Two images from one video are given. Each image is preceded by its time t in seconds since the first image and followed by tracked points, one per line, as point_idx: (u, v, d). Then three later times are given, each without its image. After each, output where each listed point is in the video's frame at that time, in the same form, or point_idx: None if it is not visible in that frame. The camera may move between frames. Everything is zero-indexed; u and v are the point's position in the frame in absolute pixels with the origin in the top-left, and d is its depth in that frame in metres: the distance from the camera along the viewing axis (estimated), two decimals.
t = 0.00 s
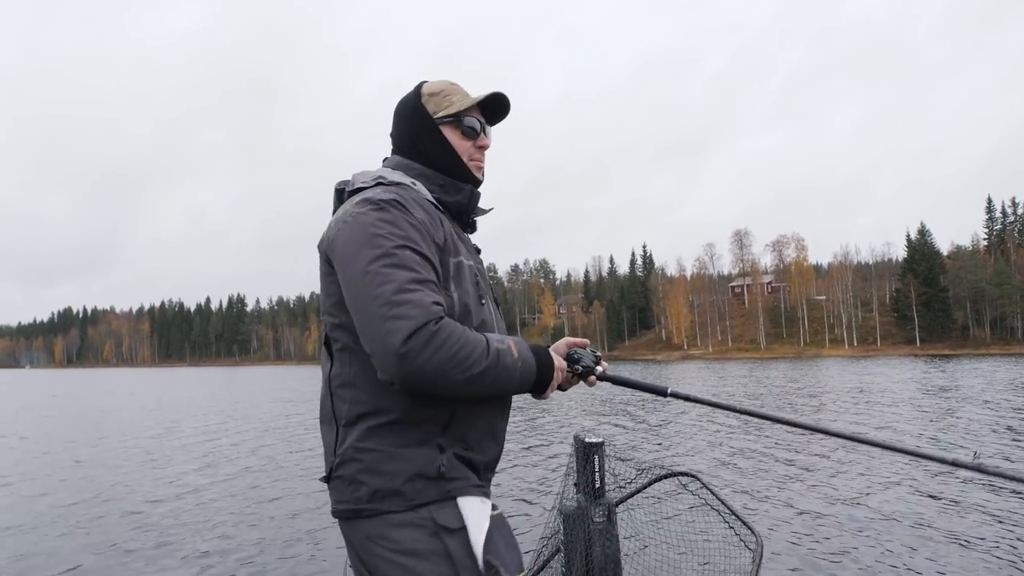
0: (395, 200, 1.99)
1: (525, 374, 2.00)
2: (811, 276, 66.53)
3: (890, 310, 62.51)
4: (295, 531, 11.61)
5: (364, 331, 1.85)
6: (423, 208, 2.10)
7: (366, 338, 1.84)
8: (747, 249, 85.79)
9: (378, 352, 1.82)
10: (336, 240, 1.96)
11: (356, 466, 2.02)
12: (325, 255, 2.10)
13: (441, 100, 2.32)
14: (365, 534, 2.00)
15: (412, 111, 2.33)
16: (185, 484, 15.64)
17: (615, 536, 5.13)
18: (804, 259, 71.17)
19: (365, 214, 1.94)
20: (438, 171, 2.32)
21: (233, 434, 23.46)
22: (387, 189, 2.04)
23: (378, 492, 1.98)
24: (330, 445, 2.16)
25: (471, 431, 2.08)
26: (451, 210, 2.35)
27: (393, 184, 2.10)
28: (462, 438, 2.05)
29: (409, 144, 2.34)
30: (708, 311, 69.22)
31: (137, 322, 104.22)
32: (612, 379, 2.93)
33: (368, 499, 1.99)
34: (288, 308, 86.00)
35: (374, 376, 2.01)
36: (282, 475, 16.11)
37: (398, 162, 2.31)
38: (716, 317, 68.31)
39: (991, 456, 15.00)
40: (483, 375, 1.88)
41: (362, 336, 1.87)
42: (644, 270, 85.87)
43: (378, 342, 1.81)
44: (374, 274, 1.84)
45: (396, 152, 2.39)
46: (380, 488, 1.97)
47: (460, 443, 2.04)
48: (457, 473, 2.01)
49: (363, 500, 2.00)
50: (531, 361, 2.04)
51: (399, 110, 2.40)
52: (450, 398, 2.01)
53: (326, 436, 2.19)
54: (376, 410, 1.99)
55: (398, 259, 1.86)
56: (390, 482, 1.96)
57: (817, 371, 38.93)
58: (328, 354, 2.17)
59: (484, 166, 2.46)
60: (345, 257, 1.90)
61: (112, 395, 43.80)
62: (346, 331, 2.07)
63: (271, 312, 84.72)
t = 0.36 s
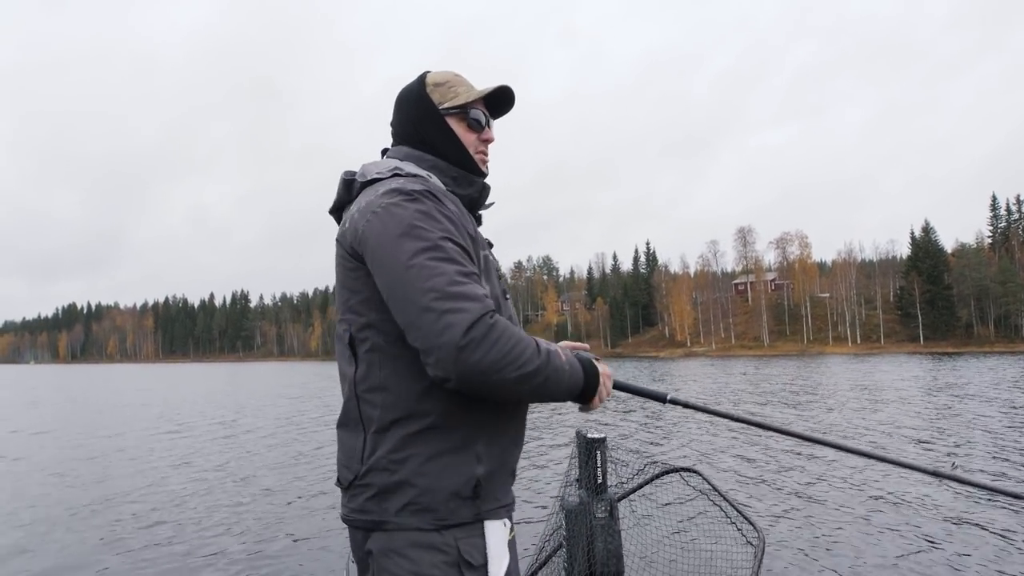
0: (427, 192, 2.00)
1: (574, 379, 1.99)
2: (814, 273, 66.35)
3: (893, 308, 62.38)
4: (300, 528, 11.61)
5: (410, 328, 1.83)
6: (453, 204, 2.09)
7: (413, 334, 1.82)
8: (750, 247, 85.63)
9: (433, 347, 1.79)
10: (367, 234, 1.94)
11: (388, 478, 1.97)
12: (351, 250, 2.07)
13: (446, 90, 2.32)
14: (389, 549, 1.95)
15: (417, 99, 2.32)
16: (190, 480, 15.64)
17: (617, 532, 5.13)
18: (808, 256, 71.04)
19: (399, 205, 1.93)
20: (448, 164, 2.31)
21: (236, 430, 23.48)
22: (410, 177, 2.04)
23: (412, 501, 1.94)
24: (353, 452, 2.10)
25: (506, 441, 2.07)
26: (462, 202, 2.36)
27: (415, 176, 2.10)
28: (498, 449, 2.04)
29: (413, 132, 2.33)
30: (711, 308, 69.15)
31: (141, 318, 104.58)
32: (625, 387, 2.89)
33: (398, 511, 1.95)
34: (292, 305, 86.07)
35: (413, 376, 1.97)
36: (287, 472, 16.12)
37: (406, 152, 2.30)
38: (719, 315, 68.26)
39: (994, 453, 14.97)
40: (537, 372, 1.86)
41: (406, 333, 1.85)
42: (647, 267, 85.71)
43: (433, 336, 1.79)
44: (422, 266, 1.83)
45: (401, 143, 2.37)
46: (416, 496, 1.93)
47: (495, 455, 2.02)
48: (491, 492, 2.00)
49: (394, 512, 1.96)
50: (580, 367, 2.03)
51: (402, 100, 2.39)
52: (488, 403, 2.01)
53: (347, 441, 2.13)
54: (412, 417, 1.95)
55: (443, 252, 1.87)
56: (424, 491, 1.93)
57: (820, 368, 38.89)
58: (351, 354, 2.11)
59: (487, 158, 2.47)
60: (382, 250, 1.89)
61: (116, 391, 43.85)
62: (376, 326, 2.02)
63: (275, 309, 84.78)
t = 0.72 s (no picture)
0: (428, 180, 1.95)
1: (593, 358, 1.99)
2: (812, 276, 66.46)
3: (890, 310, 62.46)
4: (300, 530, 11.50)
5: (419, 330, 1.77)
6: (458, 189, 2.05)
7: (422, 338, 1.76)
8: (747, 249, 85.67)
9: (445, 351, 1.74)
10: (364, 230, 1.88)
11: (399, 491, 1.92)
12: (348, 247, 2.00)
13: (436, 65, 2.25)
14: (400, 567, 1.92)
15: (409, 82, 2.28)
16: (189, 481, 15.53)
17: (616, 534, 5.09)
18: (805, 258, 71.10)
19: (395, 198, 1.86)
20: (438, 145, 2.24)
21: (234, 430, 23.40)
22: (405, 165, 1.99)
23: (425, 517, 1.89)
24: (360, 464, 2.05)
25: (527, 449, 2.05)
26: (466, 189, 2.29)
27: (414, 160, 2.04)
28: (517, 459, 2.00)
29: (409, 114, 2.29)
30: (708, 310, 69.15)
31: (138, 317, 104.28)
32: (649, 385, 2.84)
33: (408, 529, 1.91)
34: (289, 304, 85.89)
35: (427, 382, 1.91)
36: (287, 473, 16.03)
37: (404, 136, 2.26)
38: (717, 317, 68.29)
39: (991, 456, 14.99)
40: (558, 362, 1.84)
41: (414, 337, 1.80)
42: (645, 269, 85.77)
43: (446, 340, 1.74)
44: (427, 263, 1.77)
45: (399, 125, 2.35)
46: (429, 512, 1.89)
47: (514, 464, 1.98)
48: (510, 504, 1.97)
49: (404, 530, 1.91)
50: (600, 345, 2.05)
51: (401, 88, 2.37)
52: (506, 407, 1.96)
53: (355, 452, 2.09)
54: (426, 424, 1.90)
55: (448, 245, 1.81)
56: (438, 505, 1.88)
57: (817, 370, 38.96)
58: (356, 357, 2.07)
59: (486, 136, 2.31)
60: (380, 244, 1.83)
61: (113, 390, 43.69)
62: (382, 332, 1.96)
63: (273, 308, 84.57)
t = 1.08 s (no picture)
0: (397, 192, 1.82)
1: (597, 401, 1.85)
2: (809, 283, 66.70)
3: (887, 317, 62.59)
4: (298, 538, 11.37)
5: (389, 357, 1.67)
6: (436, 200, 1.93)
7: (395, 368, 1.66)
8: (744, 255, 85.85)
9: (417, 379, 1.64)
10: (328, 253, 1.77)
11: (386, 510, 1.80)
12: (317, 264, 1.89)
13: (415, 59, 2.14)
14: None
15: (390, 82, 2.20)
16: (184, 487, 15.37)
17: (615, 542, 5.04)
18: (802, 265, 71.28)
19: (360, 216, 1.75)
20: (416, 149, 2.15)
21: (230, 436, 23.19)
22: (377, 174, 1.87)
23: (409, 542, 1.77)
24: (351, 480, 1.94)
25: (525, 465, 1.93)
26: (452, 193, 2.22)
27: (391, 165, 1.91)
28: (511, 480, 1.88)
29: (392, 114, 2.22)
30: (705, 317, 69.22)
31: (135, 321, 103.94)
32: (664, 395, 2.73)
33: (395, 552, 1.78)
34: (287, 309, 85.72)
35: (406, 404, 1.79)
36: (284, 479, 15.89)
37: (388, 135, 2.21)
38: (713, 324, 68.44)
39: (989, 463, 14.97)
40: (549, 395, 1.72)
41: (387, 364, 1.69)
42: (643, 275, 85.95)
43: (420, 367, 1.63)
44: (391, 287, 1.66)
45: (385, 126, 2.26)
46: (417, 537, 1.76)
47: (509, 486, 1.87)
48: (506, 525, 1.85)
49: (392, 554, 1.78)
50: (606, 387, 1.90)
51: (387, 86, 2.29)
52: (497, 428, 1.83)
53: (348, 468, 1.97)
54: (409, 443, 1.78)
55: (418, 266, 1.70)
56: (424, 531, 1.76)
57: (813, 377, 39.03)
58: (340, 373, 1.96)
59: (471, 134, 2.18)
60: (346, 264, 1.72)
61: (109, 395, 43.43)
62: (359, 349, 1.85)
63: (270, 313, 84.37)
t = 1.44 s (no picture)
0: (371, 199, 1.83)
1: (581, 381, 1.87)
2: (812, 288, 66.50)
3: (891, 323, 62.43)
4: (301, 543, 11.40)
5: (364, 366, 1.69)
6: (415, 206, 1.95)
7: (369, 378, 1.68)
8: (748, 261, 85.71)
9: (388, 388, 1.66)
10: (306, 262, 1.80)
11: (372, 518, 1.84)
12: (301, 275, 1.93)
13: (395, 62, 2.18)
14: None
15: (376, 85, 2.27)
16: (188, 492, 15.38)
17: (616, 547, 5.10)
18: (805, 271, 71.13)
19: (333, 225, 1.77)
20: (400, 152, 2.19)
21: (231, 442, 23.18)
22: (354, 182, 1.89)
23: (394, 551, 1.80)
24: (342, 487, 1.98)
25: (514, 470, 1.96)
26: (441, 198, 2.29)
27: (372, 171, 1.93)
28: (500, 488, 1.91)
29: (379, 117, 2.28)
30: (708, 323, 69.12)
31: (139, 326, 104.16)
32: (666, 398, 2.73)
33: (381, 561, 1.82)
34: (290, 314, 85.85)
35: (389, 412, 1.81)
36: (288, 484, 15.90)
37: (373, 143, 2.28)
38: (716, 330, 68.34)
39: (992, 470, 14.90)
40: (529, 400, 1.73)
41: (363, 374, 1.71)
42: (645, 280, 85.80)
43: (391, 376, 1.65)
44: (362, 296, 1.68)
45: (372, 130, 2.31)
46: (401, 545, 1.79)
47: (497, 494, 1.90)
48: (493, 536, 1.87)
49: (378, 563, 1.82)
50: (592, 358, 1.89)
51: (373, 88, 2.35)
52: (482, 432, 1.86)
53: (339, 476, 2.02)
54: (395, 452, 1.81)
55: (388, 273, 1.71)
56: (407, 539, 1.79)
57: (817, 383, 38.84)
58: (330, 383, 2.00)
59: (456, 136, 2.23)
60: (319, 276, 1.76)
61: (111, 400, 43.47)
62: (342, 359, 1.89)
63: (273, 317, 84.52)
